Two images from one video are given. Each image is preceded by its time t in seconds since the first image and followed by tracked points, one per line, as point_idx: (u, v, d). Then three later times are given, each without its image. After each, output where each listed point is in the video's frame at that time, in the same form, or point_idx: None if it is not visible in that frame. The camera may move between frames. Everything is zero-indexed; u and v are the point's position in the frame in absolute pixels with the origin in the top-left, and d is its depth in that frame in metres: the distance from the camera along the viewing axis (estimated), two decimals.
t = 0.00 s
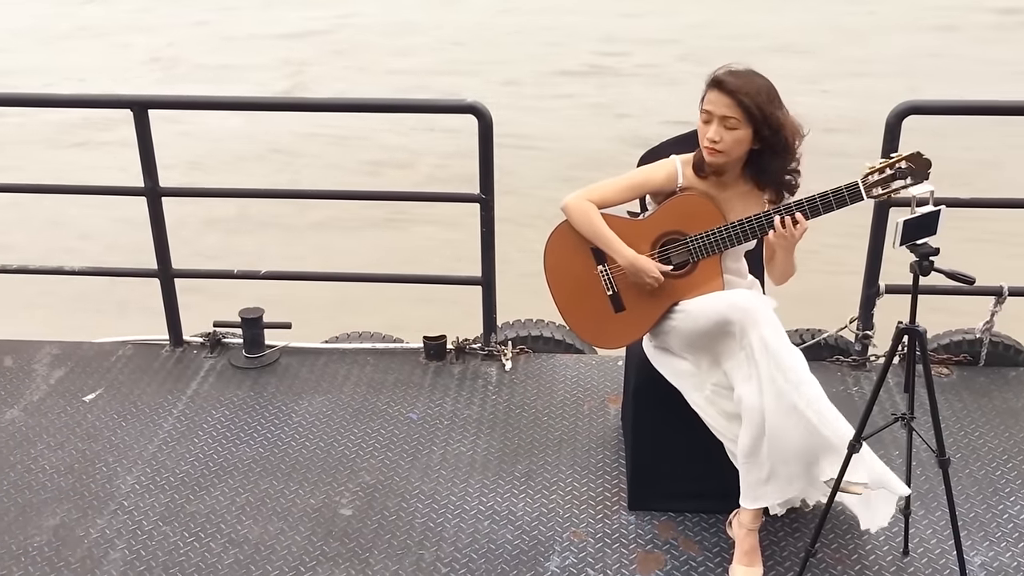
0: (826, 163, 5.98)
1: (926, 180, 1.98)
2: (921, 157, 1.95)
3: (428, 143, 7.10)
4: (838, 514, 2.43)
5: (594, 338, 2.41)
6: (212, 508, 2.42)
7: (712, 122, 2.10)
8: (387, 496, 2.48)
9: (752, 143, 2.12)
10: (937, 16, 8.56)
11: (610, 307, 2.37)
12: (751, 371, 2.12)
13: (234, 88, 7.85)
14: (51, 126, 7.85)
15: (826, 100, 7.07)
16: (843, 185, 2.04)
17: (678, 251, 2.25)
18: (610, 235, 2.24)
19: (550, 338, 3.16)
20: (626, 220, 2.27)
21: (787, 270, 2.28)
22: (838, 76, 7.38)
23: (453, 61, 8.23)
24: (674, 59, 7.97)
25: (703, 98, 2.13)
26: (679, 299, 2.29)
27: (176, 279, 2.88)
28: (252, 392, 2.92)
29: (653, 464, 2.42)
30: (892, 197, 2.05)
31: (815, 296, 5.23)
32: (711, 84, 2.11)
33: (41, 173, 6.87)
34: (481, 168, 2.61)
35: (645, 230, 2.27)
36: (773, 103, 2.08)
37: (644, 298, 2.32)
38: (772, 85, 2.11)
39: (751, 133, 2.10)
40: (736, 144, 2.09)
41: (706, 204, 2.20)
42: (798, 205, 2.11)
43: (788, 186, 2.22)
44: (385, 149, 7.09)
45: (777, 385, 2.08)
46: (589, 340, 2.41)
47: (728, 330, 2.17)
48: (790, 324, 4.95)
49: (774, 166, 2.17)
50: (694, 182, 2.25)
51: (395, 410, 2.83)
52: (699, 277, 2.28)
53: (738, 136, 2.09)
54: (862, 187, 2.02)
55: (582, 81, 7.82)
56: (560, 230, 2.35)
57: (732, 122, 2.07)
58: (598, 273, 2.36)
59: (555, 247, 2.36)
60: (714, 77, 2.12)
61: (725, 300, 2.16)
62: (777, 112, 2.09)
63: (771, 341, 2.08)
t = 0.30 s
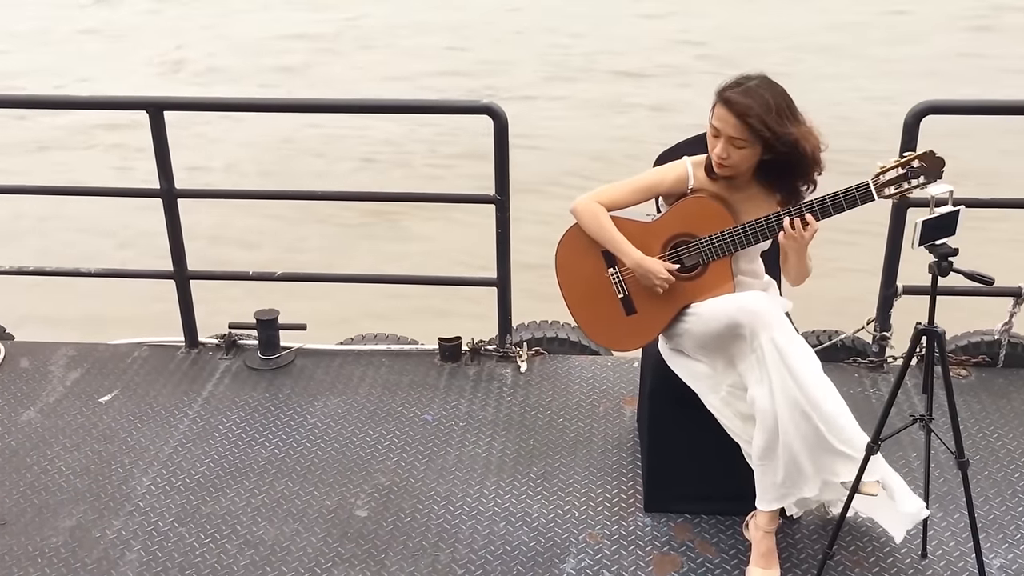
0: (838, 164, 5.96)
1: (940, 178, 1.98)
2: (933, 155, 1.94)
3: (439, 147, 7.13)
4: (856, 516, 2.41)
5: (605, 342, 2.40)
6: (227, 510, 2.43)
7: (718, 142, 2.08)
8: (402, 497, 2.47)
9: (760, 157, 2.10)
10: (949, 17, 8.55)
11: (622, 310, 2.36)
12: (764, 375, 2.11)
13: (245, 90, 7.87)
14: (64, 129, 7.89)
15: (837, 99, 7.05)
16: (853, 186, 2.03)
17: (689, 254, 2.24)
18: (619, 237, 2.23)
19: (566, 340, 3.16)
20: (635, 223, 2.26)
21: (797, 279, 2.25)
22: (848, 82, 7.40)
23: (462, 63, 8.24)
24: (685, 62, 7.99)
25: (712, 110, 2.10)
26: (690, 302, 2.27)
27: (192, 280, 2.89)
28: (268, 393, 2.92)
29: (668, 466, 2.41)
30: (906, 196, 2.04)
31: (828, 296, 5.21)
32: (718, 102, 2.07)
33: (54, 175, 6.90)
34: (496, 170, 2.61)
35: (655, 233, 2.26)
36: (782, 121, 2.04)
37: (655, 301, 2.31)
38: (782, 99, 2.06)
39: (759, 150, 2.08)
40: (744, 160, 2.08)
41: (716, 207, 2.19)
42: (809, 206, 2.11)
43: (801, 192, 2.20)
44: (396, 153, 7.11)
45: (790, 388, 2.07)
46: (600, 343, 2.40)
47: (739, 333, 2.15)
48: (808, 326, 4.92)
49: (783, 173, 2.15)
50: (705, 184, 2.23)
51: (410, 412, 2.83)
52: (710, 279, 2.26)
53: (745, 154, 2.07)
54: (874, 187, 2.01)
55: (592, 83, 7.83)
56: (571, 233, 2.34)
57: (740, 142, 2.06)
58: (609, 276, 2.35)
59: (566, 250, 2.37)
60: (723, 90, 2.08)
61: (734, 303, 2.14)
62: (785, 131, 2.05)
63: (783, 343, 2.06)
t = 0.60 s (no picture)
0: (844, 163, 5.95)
1: (947, 177, 1.96)
2: (941, 155, 1.92)
3: (445, 147, 7.13)
4: (866, 517, 2.40)
5: (612, 343, 2.40)
6: (236, 510, 2.42)
7: (725, 157, 2.07)
8: (411, 497, 2.47)
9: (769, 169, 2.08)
10: (954, 17, 8.55)
11: (629, 311, 2.35)
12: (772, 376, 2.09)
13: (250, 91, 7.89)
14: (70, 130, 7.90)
15: (843, 98, 7.04)
16: (860, 186, 2.02)
17: (696, 255, 2.23)
18: (625, 239, 2.23)
19: (575, 340, 3.15)
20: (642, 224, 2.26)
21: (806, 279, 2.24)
22: (854, 81, 7.39)
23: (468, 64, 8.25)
24: (690, 64, 8.00)
25: (721, 122, 2.07)
26: (697, 303, 2.26)
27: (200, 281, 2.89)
28: (277, 394, 2.92)
29: (678, 467, 2.40)
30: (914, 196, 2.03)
31: (836, 295, 5.21)
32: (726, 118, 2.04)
33: (60, 175, 6.90)
34: (504, 171, 2.61)
35: (662, 234, 2.26)
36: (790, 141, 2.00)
37: (662, 302, 2.30)
38: (792, 115, 2.00)
39: (767, 165, 2.06)
40: (751, 173, 2.08)
41: (722, 208, 2.18)
42: (816, 206, 2.09)
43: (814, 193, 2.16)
44: (402, 155, 7.13)
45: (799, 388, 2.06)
46: (608, 345, 2.40)
47: (745, 334, 2.14)
48: (818, 326, 4.90)
49: (793, 179, 2.12)
50: (712, 184, 2.22)
51: (419, 412, 2.82)
52: (717, 280, 2.25)
53: (753, 169, 2.06)
54: (880, 187, 2.00)
55: (597, 87, 7.86)
56: (578, 234, 2.34)
57: (747, 161, 2.04)
58: (616, 277, 2.35)
59: (573, 250, 2.37)
60: (733, 106, 2.03)
61: (741, 305, 2.12)
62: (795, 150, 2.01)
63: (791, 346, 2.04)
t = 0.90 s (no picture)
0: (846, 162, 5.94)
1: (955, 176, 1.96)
2: (947, 154, 1.92)
3: (446, 147, 7.14)
4: (870, 517, 2.40)
5: (616, 342, 2.40)
6: (239, 510, 2.42)
7: (734, 164, 2.07)
8: (414, 497, 2.47)
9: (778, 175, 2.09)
10: (956, 15, 8.54)
11: (634, 309, 2.35)
12: (778, 373, 2.09)
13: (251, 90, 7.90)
14: (72, 129, 7.90)
15: (846, 98, 7.03)
16: (867, 185, 2.02)
17: (700, 254, 2.23)
18: (629, 237, 2.23)
19: (577, 339, 3.15)
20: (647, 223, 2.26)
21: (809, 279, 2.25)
22: (857, 79, 7.39)
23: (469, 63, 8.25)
24: (691, 64, 8.01)
25: (730, 129, 2.06)
26: (702, 301, 2.26)
27: (202, 279, 2.88)
28: (279, 393, 2.92)
29: (681, 466, 2.40)
30: (921, 194, 2.03)
31: (839, 294, 5.20)
32: (735, 128, 2.03)
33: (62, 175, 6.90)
34: (508, 168, 2.60)
35: (666, 233, 2.25)
36: (801, 152, 1.98)
37: (666, 301, 2.30)
38: (802, 127, 1.99)
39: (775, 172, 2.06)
40: (759, 180, 2.09)
41: (728, 208, 2.17)
42: (822, 205, 2.10)
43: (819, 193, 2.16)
44: (404, 154, 7.13)
45: (804, 387, 2.06)
46: (612, 343, 2.40)
47: (751, 333, 2.14)
48: (820, 325, 4.90)
49: (800, 183, 2.11)
50: (717, 183, 2.21)
51: (422, 411, 2.82)
52: (722, 279, 2.25)
53: (761, 176, 2.07)
54: (886, 186, 2.01)
55: (599, 86, 7.86)
56: (582, 233, 2.34)
57: (755, 169, 2.05)
58: (621, 276, 2.35)
59: (578, 249, 2.36)
60: (743, 116, 2.02)
61: (744, 304, 2.12)
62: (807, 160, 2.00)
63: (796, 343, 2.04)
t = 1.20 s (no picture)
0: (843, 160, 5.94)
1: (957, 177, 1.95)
2: (949, 154, 1.93)
3: (443, 146, 7.14)
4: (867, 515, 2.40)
5: (617, 338, 2.39)
6: (236, 509, 2.42)
7: (742, 165, 2.07)
8: (411, 495, 2.47)
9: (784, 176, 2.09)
10: (952, 16, 8.56)
11: (634, 306, 2.35)
12: (776, 371, 2.08)
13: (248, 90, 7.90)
14: (70, 129, 7.90)
15: (843, 96, 7.02)
16: (870, 185, 2.03)
17: (702, 251, 2.23)
18: (633, 232, 2.22)
19: (574, 337, 3.15)
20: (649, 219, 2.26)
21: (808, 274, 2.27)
22: (854, 78, 7.40)
23: (466, 62, 8.26)
24: (688, 64, 8.02)
25: (738, 130, 2.05)
26: (703, 298, 2.26)
27: (199, 278, 2.88)
28: (276, 392, 2.92)
29: (679, 464, 2.40)
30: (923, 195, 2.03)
31: (837, 292, 5.20)
32: (744, 130, 2.02)
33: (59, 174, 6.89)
34: (506, 166, 2.60)
35: (668, 230, 2.25)
36: (810, 155, 1.98)
37: (667, 298, 2.30)
38: (812, 130, 1.98)
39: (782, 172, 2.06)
40: (765, 180, 2.09)
41: (730, 205, 2.18)
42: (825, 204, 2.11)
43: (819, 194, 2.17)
44: (401, 153, 7.13)
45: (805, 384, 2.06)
46: (612, 340, 2.40)
47: (751, 331, 2.14)
48: (816, 323, 4.91)
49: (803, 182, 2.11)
50: (720, 180, 2.21)
51: (419, 410, 2.82)
52: (723, 277, 2.25)
53: (767, 177, 2.07)
54: (889, 186, 2.01)
55: (596, 86, 7.87)
56: (584, 228, 2.34)
57: (762, 170, 2.04)
58: (622, 272, 2.35)
59: (579, 244, 2.36)
60: (752, 118, 2.00)
61: (744, 300, 2.11)
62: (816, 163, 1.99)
63: (796, 339, 2.04)
